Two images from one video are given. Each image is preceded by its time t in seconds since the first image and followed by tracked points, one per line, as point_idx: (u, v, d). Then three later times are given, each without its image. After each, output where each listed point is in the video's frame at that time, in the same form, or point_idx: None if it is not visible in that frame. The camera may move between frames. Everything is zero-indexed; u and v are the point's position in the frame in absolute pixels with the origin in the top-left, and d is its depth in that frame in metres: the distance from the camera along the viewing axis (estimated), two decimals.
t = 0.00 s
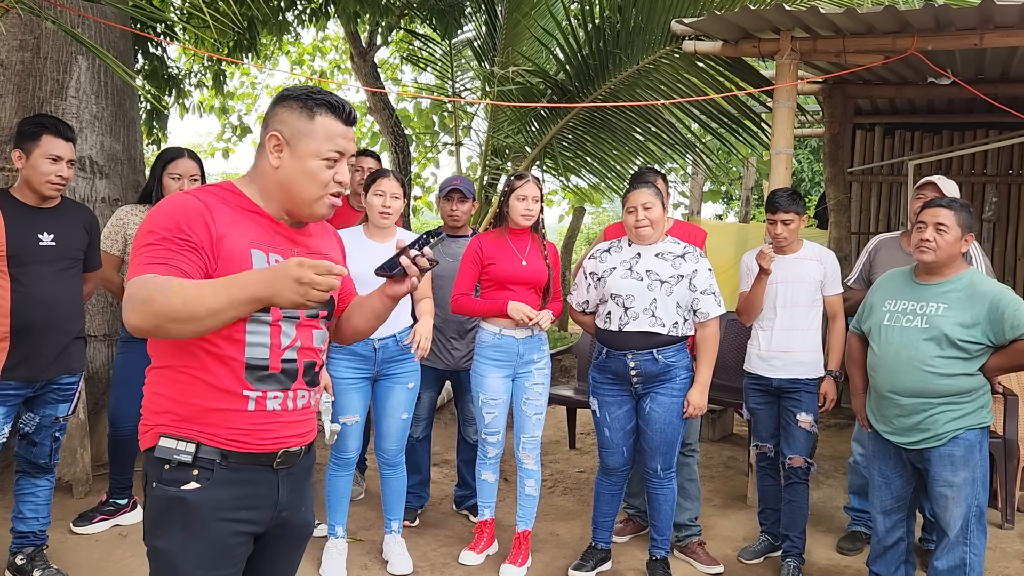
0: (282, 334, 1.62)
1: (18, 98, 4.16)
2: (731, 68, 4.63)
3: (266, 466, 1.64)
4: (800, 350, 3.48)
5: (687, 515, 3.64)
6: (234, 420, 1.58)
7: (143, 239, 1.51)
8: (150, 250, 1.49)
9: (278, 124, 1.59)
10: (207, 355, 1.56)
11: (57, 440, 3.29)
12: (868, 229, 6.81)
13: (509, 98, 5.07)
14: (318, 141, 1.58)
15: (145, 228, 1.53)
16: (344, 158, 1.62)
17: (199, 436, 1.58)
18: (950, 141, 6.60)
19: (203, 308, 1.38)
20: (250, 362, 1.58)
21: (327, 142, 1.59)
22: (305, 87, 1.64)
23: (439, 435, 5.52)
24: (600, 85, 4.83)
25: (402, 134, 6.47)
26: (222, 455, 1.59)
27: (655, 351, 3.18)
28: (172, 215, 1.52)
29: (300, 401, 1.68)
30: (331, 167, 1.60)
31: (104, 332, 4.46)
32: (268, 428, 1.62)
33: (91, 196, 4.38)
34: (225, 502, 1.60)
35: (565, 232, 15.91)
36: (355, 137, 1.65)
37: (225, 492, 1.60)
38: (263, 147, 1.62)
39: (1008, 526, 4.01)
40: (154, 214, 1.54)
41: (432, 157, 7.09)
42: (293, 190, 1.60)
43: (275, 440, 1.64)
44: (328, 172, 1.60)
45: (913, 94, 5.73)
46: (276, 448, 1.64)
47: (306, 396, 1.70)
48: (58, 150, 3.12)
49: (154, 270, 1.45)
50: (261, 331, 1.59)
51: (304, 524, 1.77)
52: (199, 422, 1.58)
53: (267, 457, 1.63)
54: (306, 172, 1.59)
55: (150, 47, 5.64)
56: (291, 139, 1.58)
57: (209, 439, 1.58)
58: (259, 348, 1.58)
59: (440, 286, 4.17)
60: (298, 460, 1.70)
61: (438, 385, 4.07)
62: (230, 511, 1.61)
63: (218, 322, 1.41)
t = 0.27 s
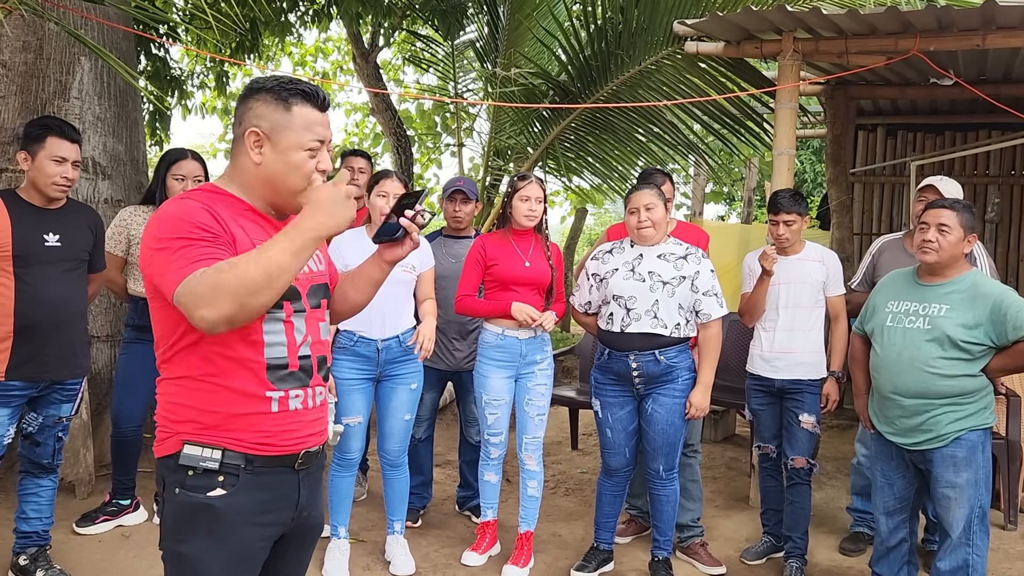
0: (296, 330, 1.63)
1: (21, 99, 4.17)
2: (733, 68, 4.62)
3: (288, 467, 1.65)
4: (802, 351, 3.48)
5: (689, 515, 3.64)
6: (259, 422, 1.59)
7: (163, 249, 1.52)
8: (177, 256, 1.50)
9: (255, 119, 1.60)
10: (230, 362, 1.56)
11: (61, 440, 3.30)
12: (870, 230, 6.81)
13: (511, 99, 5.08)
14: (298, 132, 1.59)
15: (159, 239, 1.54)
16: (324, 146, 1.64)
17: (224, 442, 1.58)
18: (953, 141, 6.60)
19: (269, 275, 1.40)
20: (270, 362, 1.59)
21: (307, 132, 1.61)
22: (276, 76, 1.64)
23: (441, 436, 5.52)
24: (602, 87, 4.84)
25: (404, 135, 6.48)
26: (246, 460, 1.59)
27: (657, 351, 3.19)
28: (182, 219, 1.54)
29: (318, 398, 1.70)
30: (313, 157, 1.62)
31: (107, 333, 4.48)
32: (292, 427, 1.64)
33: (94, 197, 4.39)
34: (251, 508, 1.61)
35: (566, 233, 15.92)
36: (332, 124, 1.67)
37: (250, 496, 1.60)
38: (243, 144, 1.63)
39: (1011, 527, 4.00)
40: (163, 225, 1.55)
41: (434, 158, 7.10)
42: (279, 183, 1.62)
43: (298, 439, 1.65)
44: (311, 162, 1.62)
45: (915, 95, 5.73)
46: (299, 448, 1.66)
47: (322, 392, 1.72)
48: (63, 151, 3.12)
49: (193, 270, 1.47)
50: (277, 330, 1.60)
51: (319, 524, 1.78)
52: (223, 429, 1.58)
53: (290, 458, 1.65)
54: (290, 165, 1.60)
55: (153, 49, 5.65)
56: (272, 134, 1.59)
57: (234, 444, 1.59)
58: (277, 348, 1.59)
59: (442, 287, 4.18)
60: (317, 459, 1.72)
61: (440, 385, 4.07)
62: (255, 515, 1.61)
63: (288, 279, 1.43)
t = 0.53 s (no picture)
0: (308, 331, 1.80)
1: (23, 100, 4.18)
2: (735, 69, 4.62)
3: (313, 465, 1.79)
4: (805, 352, 3.48)
5: (691, 516, 3.64)
6: (292, 425, 1.72)
7: (196, 265, 1.53)
8: (216, 270, 1.52)
9: (260, 123, 1.63)
10: (261, 372, 1.67)
11: (63, 441, 3.31)
12: (872, 231, 6.80)
13: (513, 100, 5.08)
14: (304, 138, 1.66)
15: (187, 255, 1.54)
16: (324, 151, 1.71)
17: (260, 449, 1.69)
18: (955, 142, 6.59)
19: (320, 281, 1.53)
20: (295, 365, 1.72)
21: (311, 138, 1.67)
22: (276, 81, 1.69)
23: (443, 437, 5.52)
24: (604, 87, 4.84)
25: (406, 136, 6.48)
26: (280, 464, 1.71)
27: (659, 352, 3.19)
28: (210, 232, 1.55)
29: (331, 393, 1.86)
30: (316, 162, 1.68)
31: (109, 334, 4.49)
32: (318, 424, 1.78)
33: (96, 198, 4.40)
34: (286, 510, 1.73)
35: (569, 234, 15.90)
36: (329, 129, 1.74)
37: (285, 498, 1.73)
38: (245, 150, 1.66)
39: (1014, 528, 4.00)
40: (189, 239, 1.55)
41: (436, 159, 7.09)
42: (283, 188, 1.67)
43: (323, 436, 1.80)
44: (315, 168, 1.68)
45: (917, 96, 5.72)
46: (324, 444, 1.80)
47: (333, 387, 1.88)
48: (62, 150, 3.14)
49: (241, 283, 1.50)
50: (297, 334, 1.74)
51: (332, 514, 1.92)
52: (259, 436, 1.69)
53: (311, 457, 1.78)
54: (296, 170, 1.66)
55: (155, 49, 5.66)
56: (278, 139, 1.64)
57: (270, 449, 1.70)
58: (298, 351, 1.73)
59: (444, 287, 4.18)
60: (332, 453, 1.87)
61: (443, 386, 4.08)
62: (290, 516, 1.74)
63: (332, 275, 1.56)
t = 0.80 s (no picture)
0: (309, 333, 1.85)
1: (26, 101, 4.19)
2: (736, 69, 4.62)
3: (318, 464, 1.82)
4: (806, 353, 3.48)
5: (693, 516, 3.64)
6: (308, 425, 1.75)
7: (238, 272, 1.54)
8: (260, 278, 1.53)
9: (268, 122, 1.65)
10: (280, 375, 1.70)
11: (64, 441, 3.31)
12: (874, 232, 6.80)
13: (515, 101, 5.08)
14: (311, 136, 1.69)
15: (225, 260, 1.54)
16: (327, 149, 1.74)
17: (279, 452, 1.71)
18: (957, 143, 6.59)
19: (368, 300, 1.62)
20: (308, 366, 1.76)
21: (316, 135, 1.70)
22: (276, 78, 1.71)
23: (445, 437, 5.53)
24: (606, 88, 4.84)
25: (407, 136, 6.48)
26: (293, 465, 1.74)
27: (661, 353, 3.19)
28: (249, 239, 1.56)
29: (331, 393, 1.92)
30: (320, 159, 1.72)
31: (111, 334, 4.50)
32: (327, 423, 1.83)
33: (98, 199, 4.40)
34: (301, 511, 1.77)
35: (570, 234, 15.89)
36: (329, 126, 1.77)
37: (301, 498, 1.76)
38: (252, 149, 1.66)
39: (1016, 529, 4.00)
40: (226, 244, 1.55)
41: (437, 160, 7.09)
42: (291, 187, 1.70)
43: (330, 435, 1.84)
44: (319, 165, 1.72)
45: (919, 96, 5.72)
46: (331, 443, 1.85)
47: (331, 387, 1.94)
48: (61, 150, 3.14)
49: (289, 292, 1.54)
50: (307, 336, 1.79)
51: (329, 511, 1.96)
52: (277, 439, 1.71)
53: (318, 456, 1.80)
54: (303, 168, 1.69)
55: (156, 50, 5.66)
56: (287, 138, 1.66)
57: (288, 451, 1.72)
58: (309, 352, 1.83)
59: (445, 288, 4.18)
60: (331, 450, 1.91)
61: (444, 387, 4.08)
62: (304, 515, 1.78)
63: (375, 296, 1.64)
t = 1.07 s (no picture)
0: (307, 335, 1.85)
1: (26, 101, 4.18)
2: (736, 69, 4.62)
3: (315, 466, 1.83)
4: (805, 353, 3.49)
5: (693, 517, 3.64)
6: (310, 428, 1.77)
7: (259, 267, 1.54)
8: (282, 273, 1.55)
9: (272, 119, 1.65)
10: (286, 377, 1.70)
11: (63, 442, 3.31)
12: (874, 232, 6.80)
13: (515, 101, 5.08)
14: (312, 134, 1.70)
15: (244, 256, 1.55)
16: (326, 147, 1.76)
17: (282, 455, 1.72)
18: (957, 143, 6.59)
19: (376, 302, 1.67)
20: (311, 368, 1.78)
21: (317, 133, 1.71)
22: (276, 76, 1.71)
23: (445, 438, 5.52)
24: (606, 88, 4.84)
25: (407, 137, 6.48)
26: (294, 468, 1.75)
27: (661, 353, 3.19)
28: (268, 235, 1.57)
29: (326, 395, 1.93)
30: (320, 157, 1.73)
31: (111, 334, 4.50)
32: (326, 426, 1.84)
33: (98, 199, 4.40)
34: (302, 513, 1.78)
35: (571, 234, 15.89)
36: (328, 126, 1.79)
37: (301, 501, 1.77)
38: (256, 147, 1.66)
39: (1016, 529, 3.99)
40: (246, 239, 1.55)
41: (438, 160, 7.09)
42: (294, 184, 1.70)
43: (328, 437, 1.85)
44: (319, 162, 1.73)
45: (919, 97, 5.72)
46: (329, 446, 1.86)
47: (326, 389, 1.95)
48: (60, 150, 3.14)
49: (311, 289, 1.56)
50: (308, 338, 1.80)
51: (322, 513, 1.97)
52: (281, 442, 1.71)
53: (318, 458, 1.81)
54: (306, 166, 1.70)
55: (157, 50, 5.66)
56: (291, 135, 1.66)
57: (291, 454, 1.73)
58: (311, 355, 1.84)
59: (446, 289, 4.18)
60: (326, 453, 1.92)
61: (444, 387, 4.08)
62: (305, 517, 1.79)
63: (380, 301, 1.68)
